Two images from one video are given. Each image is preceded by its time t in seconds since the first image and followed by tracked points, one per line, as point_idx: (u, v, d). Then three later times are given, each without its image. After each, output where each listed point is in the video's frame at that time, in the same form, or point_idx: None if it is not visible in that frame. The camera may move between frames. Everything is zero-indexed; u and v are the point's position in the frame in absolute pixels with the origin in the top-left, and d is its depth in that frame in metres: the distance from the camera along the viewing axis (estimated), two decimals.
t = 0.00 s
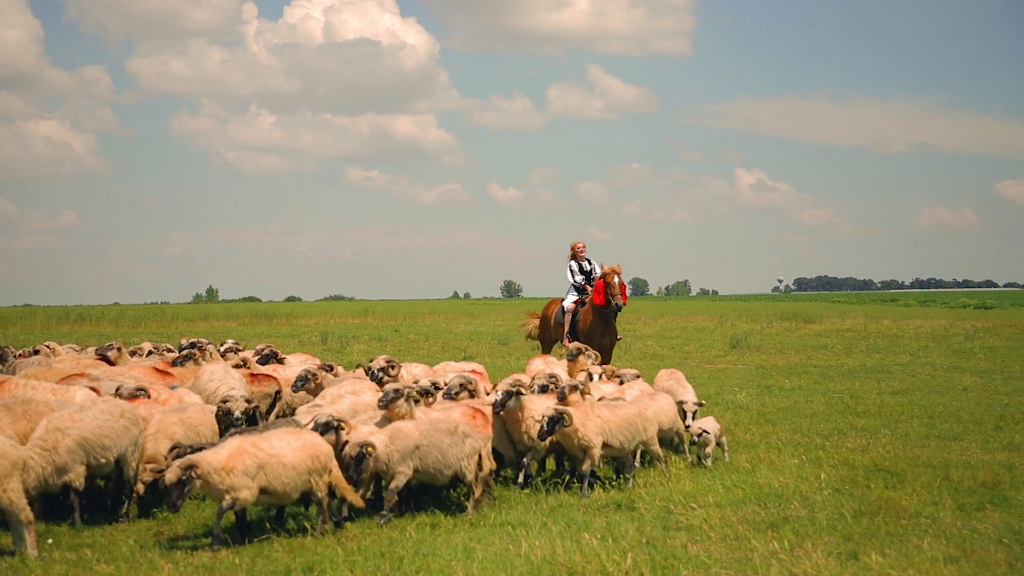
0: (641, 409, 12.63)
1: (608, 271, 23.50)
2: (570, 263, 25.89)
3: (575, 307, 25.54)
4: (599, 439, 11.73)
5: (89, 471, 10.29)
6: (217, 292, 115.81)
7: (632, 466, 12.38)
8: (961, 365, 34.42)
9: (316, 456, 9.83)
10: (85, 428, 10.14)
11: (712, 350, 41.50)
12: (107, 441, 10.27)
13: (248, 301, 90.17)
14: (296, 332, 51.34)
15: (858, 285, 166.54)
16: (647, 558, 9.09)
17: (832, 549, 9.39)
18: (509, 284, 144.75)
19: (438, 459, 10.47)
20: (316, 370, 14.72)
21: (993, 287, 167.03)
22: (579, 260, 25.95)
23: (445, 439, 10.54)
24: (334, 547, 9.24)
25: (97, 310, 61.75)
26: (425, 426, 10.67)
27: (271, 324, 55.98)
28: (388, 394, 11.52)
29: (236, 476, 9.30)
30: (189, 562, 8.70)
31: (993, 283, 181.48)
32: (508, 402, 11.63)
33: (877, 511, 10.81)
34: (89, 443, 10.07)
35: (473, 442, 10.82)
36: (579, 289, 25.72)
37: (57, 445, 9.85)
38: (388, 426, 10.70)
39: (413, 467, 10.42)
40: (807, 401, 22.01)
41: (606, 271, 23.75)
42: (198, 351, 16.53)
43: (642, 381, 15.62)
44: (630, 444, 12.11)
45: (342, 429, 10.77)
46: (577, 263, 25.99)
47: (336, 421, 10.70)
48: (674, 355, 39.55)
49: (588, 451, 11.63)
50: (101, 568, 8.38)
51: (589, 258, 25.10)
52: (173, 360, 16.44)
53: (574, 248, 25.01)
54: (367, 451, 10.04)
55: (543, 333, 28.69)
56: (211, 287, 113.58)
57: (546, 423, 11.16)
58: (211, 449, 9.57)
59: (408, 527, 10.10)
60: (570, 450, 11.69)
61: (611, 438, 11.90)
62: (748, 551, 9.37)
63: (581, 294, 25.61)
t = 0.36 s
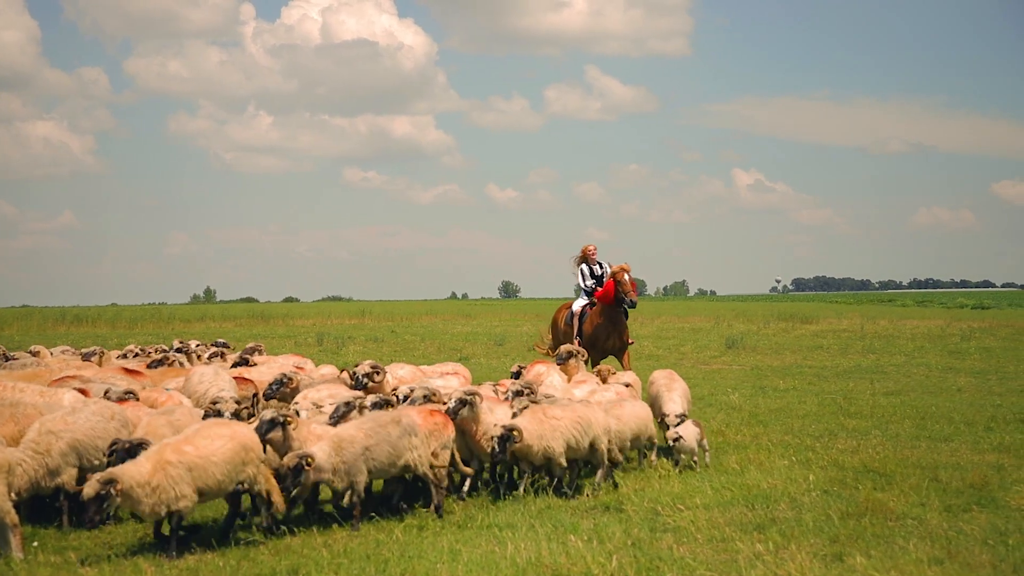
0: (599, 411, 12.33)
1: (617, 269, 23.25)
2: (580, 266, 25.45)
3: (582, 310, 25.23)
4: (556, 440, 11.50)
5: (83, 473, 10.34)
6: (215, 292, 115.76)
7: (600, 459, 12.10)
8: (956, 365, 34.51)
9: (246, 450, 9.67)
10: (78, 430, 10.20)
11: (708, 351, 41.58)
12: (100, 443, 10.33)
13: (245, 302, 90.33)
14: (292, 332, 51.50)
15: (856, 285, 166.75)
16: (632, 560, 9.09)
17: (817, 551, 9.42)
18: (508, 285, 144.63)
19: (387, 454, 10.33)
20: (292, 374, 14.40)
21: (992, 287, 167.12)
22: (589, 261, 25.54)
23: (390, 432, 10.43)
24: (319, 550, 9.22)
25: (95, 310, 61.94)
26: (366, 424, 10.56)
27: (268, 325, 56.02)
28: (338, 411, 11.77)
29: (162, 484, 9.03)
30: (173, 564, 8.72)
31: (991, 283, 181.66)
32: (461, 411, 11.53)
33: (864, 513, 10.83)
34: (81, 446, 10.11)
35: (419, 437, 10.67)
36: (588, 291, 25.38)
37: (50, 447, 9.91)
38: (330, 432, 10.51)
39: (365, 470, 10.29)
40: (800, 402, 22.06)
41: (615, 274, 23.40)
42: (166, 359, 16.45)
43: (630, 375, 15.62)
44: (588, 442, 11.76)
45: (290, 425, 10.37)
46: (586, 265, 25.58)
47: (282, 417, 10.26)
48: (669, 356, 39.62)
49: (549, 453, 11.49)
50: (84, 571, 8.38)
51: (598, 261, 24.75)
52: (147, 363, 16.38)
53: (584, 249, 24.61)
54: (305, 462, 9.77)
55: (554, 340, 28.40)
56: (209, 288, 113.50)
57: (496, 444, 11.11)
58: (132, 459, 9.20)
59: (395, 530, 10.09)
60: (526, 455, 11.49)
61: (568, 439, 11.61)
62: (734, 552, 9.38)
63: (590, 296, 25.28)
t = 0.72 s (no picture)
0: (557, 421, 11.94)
1: (627, 265, 23.14)
2: (590, 262, 24.95)
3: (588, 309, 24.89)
4: (498, 453, 11.09)
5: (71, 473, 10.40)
6: (213, 292, 115.66)
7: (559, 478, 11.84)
8: (951, 365, 34.58)
9: (171, 465, 9.23)
10: (65, 430, 10.26)
11: (704, 351, 41.63)
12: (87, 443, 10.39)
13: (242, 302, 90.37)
14: (289, 332, 51.57)
15: (855, 285, 166.83)
16: (617, 561, 9.11)
17: (802, 552, 9.44)
18: (506, 285, 144.89)
19: (325, 466, 10.03)
20: (263, 380, 13.91)
21: (990, 287, 167.28)
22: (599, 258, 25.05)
23: (330, 444, 10.17)
24: (305, 552, 9.21)
25: (92, 310, 62.00)
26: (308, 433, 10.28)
27: (265, 326, 56.06)
28: (299, 408, 11.49)
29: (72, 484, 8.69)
30: (156, 567, 8.73)
31: (989, 283, 181.93)
32: (415, 422, 11.57)
33: (851, 514, 10.85)
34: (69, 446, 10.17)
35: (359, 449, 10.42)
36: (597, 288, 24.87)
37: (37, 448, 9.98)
38: (273, 438, 10.24)
39: (303, 479, 9.96)
40: (792, 402, 22.09)
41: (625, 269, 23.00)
42: (135, 363, 16.48)
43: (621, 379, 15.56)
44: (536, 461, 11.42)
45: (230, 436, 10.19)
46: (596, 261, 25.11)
47: (223, 427, 10.09)
48: (665, 356, 39.67)
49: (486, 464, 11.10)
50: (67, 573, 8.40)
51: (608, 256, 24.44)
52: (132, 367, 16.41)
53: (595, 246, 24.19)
54: (240, 467, 9.52)
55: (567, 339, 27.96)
56: (207, 288, 113.43)
57: (443, 439, 10.81)
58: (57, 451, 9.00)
59: (382, 531, 10.10)
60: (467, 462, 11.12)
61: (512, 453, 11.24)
62: (719, 553, 9.40)
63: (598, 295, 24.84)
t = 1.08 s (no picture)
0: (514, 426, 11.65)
1: (637, 269, 22.22)
2: (600, 263, 24.33)
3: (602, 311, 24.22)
4: (450, 460, 10.77)
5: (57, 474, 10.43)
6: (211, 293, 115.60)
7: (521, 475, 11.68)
8: (946, 366, 34.57)
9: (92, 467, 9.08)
10: (52, 429, 10.30)
11: (700, 351, 41.59)
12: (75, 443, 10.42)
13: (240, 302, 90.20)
14: (285, 332, 51.49)
15: (854, 285, 167.24)
16: (602, 561, 9.09)
17: (788, 551, 9.44)
18: (504, 285, 144.97)
19: (267, 474, 9.66)
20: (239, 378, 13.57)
21: (989, 287, 167.24)
22: (609, 259, 24.43)
23: (274, 451, 9.78)
24: (290, 552, 9.20)
25: (89, 310, 61.86)
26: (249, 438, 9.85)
27: (262, 325, 56.05)
28: (259, 403, 11.16)
29: None
30: (141, 566, 8.72)
31: (987, 283, 182.08)
32: (384, 412, 11.54)
33: (838, 513, 10.86)
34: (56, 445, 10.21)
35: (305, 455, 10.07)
36: (608, 291, 24.28)
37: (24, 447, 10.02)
38: (212, 444, 9.78)
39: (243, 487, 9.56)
40: (785, 402, 22.06)
41: (636, 271, 22.36)
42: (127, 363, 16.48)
43: (609, 385, 15.57)
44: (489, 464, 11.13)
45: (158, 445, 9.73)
46: (607, 262, 24.51)
47: (148, 436, 9.67)
48: (661, 356, 39.64)
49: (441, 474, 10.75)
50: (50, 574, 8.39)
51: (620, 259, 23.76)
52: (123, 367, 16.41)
53: (604, 247, 23.56)
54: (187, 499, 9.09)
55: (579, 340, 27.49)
56: (205, 288, 113.28)
57: (389, 447, 10.44)
58: None
59: (368, 531, 10.08)
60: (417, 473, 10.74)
61: (464, 459, 10.93)
62: (704, 553, 9.39)
63: (609, 297, 24.24)
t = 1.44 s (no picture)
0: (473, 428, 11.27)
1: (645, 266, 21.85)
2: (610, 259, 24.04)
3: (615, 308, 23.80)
4: (402, 461, 10.47)
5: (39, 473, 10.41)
6: (209, 292, 115.50)
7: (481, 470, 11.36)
8: (941, 366, 34.58)
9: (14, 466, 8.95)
10: (41, 427, 10.31)
11: (696, 351, 41.57)
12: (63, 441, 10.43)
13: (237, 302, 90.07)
14: (282, 332, 51.43)
15: (852, 286, 167.31)
16: (588, 561, 9.09)
17: (775, 551, 9.44)
18: (503, 285, 144.93)
19: (219, 472, 9.45)
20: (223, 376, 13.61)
21: (987, 288, 167.49)
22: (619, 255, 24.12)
23: (223, 447, 9.58)
24: (276, 551, 9.19)
25: (85, 309, 61.69)
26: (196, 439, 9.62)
27: (259, 325, 56.01)
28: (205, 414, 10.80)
29: None
30: (126, 565, 8.72)
31: (985, 284, 182.27)
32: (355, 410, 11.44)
33: (826, 513, 10.87)
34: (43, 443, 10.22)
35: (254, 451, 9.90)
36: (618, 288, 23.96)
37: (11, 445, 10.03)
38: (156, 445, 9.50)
39: (197, 487, 9.32)
40: (779, 403, 22.06)
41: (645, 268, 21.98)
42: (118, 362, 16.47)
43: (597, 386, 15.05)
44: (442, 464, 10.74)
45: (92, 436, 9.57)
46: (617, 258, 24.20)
47: (80, 427, 9.49)
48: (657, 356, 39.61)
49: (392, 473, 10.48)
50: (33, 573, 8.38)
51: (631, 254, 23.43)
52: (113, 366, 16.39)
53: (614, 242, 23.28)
54: (130, 501, 8.86)
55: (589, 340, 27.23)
56: (203, 288, 113.14)
57: (339, 446, 10.10)
58: None
59: (355, 531, 10.07)
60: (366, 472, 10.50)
61: (416, 460, 10.59)
62: (690, 552, 9.40)
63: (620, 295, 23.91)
